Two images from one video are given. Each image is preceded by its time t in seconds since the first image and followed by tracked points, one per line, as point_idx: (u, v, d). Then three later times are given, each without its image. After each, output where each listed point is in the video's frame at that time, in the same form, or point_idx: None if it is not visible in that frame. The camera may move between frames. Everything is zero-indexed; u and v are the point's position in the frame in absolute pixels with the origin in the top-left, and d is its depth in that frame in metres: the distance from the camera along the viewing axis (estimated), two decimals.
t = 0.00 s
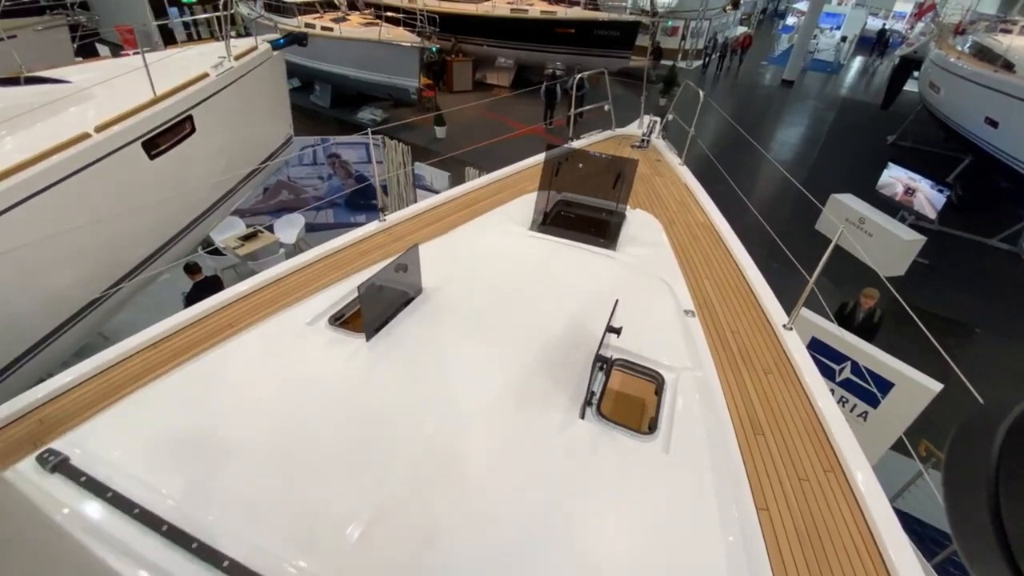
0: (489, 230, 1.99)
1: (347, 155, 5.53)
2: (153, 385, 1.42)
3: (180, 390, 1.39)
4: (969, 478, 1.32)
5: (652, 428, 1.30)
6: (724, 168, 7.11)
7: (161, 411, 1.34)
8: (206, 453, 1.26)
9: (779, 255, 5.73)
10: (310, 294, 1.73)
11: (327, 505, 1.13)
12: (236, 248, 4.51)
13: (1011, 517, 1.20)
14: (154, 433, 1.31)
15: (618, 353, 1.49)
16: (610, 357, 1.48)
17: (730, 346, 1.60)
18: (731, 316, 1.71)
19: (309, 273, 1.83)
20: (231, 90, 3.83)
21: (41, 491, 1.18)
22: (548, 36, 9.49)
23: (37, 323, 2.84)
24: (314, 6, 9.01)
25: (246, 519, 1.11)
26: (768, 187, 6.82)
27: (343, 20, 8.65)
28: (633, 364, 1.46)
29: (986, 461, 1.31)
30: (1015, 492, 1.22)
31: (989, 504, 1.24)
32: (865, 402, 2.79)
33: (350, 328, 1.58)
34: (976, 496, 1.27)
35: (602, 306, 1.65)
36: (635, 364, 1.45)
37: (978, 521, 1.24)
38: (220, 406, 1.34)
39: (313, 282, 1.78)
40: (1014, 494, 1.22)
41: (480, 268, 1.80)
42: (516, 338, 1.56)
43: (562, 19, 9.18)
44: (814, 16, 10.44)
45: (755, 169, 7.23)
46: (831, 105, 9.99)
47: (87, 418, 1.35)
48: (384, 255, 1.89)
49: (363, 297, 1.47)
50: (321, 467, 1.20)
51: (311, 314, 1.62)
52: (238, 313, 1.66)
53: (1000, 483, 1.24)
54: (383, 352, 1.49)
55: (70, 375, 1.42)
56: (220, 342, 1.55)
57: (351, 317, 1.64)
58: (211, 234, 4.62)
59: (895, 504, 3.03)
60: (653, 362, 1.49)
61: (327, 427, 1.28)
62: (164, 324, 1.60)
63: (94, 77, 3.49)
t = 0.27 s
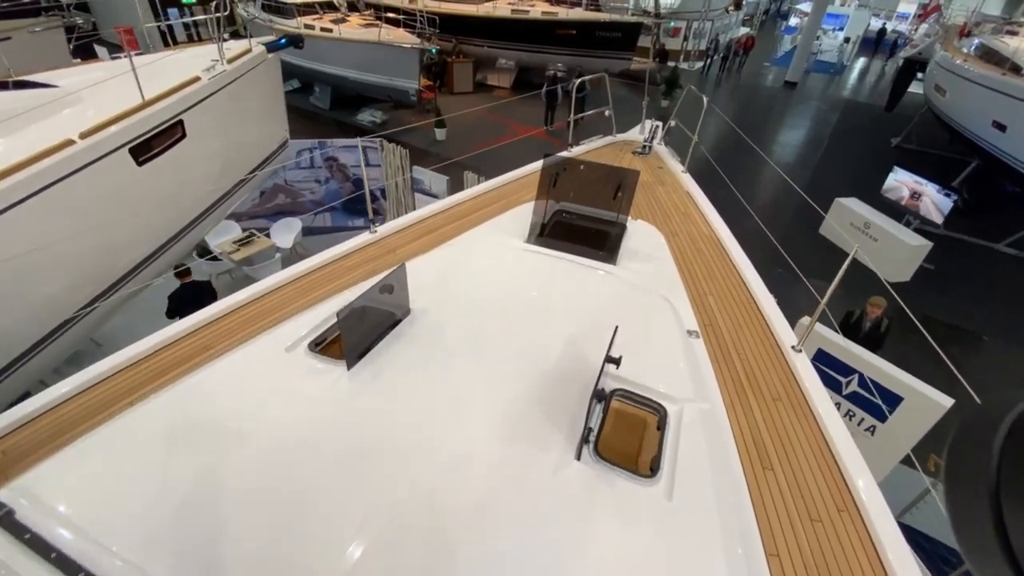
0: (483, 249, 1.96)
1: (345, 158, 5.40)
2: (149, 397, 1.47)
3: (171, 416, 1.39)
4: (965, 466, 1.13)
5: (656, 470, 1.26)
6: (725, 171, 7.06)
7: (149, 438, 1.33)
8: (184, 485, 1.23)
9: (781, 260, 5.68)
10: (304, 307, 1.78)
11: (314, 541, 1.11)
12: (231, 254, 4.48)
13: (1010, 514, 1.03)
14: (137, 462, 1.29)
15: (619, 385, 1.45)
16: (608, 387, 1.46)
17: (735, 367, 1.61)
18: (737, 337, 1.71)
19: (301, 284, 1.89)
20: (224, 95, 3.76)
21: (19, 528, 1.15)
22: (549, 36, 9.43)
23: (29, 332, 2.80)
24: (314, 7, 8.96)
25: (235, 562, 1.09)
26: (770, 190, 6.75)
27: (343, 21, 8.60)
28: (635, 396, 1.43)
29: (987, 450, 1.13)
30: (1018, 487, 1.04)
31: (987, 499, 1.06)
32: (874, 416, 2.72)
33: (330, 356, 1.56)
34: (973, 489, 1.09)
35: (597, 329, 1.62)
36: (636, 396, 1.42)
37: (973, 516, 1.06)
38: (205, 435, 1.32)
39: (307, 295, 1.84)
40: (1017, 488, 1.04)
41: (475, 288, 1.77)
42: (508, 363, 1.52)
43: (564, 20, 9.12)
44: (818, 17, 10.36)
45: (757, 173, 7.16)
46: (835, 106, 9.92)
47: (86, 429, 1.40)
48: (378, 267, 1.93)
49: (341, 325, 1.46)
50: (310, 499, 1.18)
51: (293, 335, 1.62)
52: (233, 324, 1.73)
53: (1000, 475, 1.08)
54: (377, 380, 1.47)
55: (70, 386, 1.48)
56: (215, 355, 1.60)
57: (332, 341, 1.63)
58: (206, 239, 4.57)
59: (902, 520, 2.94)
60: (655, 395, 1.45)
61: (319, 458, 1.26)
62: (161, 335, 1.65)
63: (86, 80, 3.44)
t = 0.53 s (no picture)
0: (476, 265, 1.95)
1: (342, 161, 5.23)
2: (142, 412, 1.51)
3: (159, 438, 1.38)
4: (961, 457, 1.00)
5: (650, 509, 1.21)
6: (723, 175, 7.05)
7: (137, 461, 1.32)
8: (170, 509, 1.21)
9: (778, 265, 5.68)
10: (296, 321, 1.82)
11: (305, 559, 1.11)
12: (226, 258, 4.47)
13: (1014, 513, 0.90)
14: (123, 485, 1.27)
15: (614, 415, 1.41)
16: (599, 417, 1.42)
17: (731, 382, 1.63)
18: (734, 351, 1.74)
19: (294, 296, 1.92)
20: (218, 100, 3.72)
21: None
22: (549, 38, 9.40)
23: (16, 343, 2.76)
24: (312, 8, 8.92)
25: None
26: (771, 194, 6.72)
27: (342, 23, 8.58)
28: (629, 425, 1.39)
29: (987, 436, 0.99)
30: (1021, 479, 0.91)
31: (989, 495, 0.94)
32: (877, 429, 2.68)
33: (311, 382, 1.53)
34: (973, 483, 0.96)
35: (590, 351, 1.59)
36: (629, 425, 1.39)
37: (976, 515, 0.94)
38: (190, 461, 1.31)
39: (300, 308, 1.87)
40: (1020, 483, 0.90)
41: (468, 305, 1.76)
42: (500, 382, 1.50)
43: (563, 22, 9.09)
44: (818, 18, 10.32)
45: (757, 177, 7.13)
46: (835, 108, 9.88)
47: (80, 445, 1.43)
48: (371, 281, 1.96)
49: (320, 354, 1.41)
50: (296, 528, 1.16)
51: (272, 361, 1.60)
52: (226, 337, 1.76)
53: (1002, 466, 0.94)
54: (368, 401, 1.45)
55: (64, 400, 1.52)
56: (208, 370, 1.64)
57: (313, 366, 1.59)
58: (201, 244, 4.55)
59: (905, 533, 2.88)
60: (648, 423, 1.42)
61: (307, 482, 1.25)
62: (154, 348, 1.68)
63: (80, 85, 3.43)
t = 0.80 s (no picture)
0: (471, 278, 1.92)
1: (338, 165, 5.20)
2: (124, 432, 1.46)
3: (143, 462, 1.34)
4: (951, 442, 0.87)
5: (646, 544, 1.18)
6: (720, 177, 7.03)
7: (120, 487, 1.29)
8: (150, 540, 1.17)
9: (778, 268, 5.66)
10: (286, 335, 1.78)
11: None
12: (221, 263, 4.43)
13: (1009, 505, 0.78)
14: (105, 511, 1.23)
15: (609, 440, 1.37)
16: (594, 443, 1.38)
17: (729, 393, 1.62)
18: (731, 362, 1.73)
19: (283, 309, 1.89)
20: (210, 104, 3.66)
21: None
22: (547, 40, 9.37)
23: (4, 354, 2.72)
24: (309, 10, 8.89)
25: None
26: (769, 197, 6.70)
27: (339, 25, 8.54)
28: (625, 452, 1.35)
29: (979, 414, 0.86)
30: (1017, 465, 0.78)
31: (983, 485, 0.81)
32: (877, 437, 2.64)
33: (292, 407, 1.47)
34: (967, 470, 0.83)
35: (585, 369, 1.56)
36: (624, 452, 1.35)
37: (968, 507, 0.82)
38: (171, 490, 1.26)
39: (290, 321, 1.83)
40: (1015, 471, 0.77)
41: (463, 320, 1.73)
42: (494, 402, 1.47)
43: (561, 24, 9.07)
44: (816, 20, 10.31)
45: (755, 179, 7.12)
46: (833, 110, 9.86)
47: (67, 462, 1.39)
48: (363, 293, 1.93)
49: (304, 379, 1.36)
50: (280, 563, 1.12)
51: (253, 384, 1.55)
52: (212, 353, 1.71)
53: (995, 451, 0.81)
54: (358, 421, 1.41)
55: (42, 421, 1.47)
56: (194, 388, 1.59)
57: (296, 389, 1.54)
58: (195, 249, 4.51)
59: (905, 543, 2.84)
60: (643, 448, 1.38)
61: (291, 514, 1.20)
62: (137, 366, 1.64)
63: (71, 90, 3.38)
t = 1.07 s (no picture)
0: (464, 292, 1.88)
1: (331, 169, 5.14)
2: (100, 459, 1.41)
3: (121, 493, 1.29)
4: (947, 431, 0.79)
5: None
6: (717, 179, 7.01)
7: (97, 519, 1.24)
8: None
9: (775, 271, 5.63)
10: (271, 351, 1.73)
11: None
12: (211, 268, 4.36)
13: (1009, 504, 0.68)
14: (79, 548, 1.18)
15: (607, 469, 1.33)
16: (593, 471, 1.34)
17: (732, 405, 1.59)
18: (733, 372, 1.70)
19: (268, 323, 1.84)
20: (196, 108, 3.59)
21: None
22: (542, 41, 9.32)
23: None
24: (302, 11, 8.81)
25: None
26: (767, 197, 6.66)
27: (332, 26, 8.48)
28: (624, 480, 1.31)
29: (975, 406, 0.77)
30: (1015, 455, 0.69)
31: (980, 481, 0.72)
32: (880, 445, 2.60)
33: (271, 434, 1.43)
34: (962, 460, 0.74)
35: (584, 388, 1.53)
36: (624, 481, 1.31)
37: (963, 502, 0.73)
38: (150, 525, 1.22)
39: (275, 336, 1.78)
40: (1012, 461, 0.69)
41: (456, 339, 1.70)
42: (488, 425, 1.44)
43: (557, 24, 9.02)
44: (812, 20, 10.29)
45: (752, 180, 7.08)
46: (829, 110, 9.85)
47: (53, 481, 1.36)
48: (352, 306, 1.90)
49: (282, 406, 1.32)
50: None
51: (236, 408, 1.50)
52: (193, 372, 1.66)
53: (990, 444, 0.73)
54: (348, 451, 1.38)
55: (8, 448, 1.40)
56: (170, 411, 1.54)
57: (274, 415, 1.50)
58: (185, 254, 4.44)
59: (909, 551, 2.80)
60: (643, 476, 1.33)
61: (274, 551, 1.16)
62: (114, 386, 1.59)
63: (54, 95, 3.32)
